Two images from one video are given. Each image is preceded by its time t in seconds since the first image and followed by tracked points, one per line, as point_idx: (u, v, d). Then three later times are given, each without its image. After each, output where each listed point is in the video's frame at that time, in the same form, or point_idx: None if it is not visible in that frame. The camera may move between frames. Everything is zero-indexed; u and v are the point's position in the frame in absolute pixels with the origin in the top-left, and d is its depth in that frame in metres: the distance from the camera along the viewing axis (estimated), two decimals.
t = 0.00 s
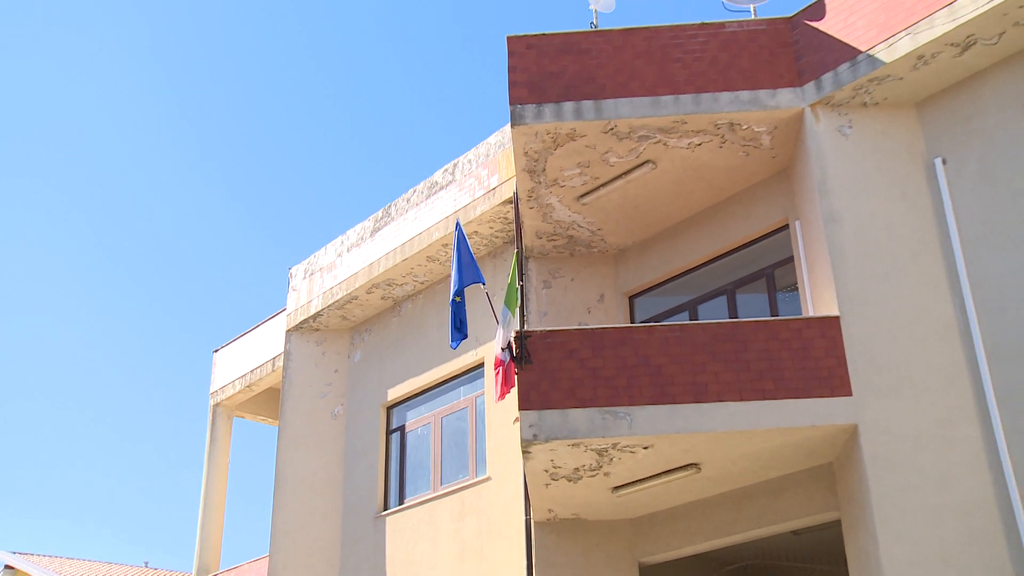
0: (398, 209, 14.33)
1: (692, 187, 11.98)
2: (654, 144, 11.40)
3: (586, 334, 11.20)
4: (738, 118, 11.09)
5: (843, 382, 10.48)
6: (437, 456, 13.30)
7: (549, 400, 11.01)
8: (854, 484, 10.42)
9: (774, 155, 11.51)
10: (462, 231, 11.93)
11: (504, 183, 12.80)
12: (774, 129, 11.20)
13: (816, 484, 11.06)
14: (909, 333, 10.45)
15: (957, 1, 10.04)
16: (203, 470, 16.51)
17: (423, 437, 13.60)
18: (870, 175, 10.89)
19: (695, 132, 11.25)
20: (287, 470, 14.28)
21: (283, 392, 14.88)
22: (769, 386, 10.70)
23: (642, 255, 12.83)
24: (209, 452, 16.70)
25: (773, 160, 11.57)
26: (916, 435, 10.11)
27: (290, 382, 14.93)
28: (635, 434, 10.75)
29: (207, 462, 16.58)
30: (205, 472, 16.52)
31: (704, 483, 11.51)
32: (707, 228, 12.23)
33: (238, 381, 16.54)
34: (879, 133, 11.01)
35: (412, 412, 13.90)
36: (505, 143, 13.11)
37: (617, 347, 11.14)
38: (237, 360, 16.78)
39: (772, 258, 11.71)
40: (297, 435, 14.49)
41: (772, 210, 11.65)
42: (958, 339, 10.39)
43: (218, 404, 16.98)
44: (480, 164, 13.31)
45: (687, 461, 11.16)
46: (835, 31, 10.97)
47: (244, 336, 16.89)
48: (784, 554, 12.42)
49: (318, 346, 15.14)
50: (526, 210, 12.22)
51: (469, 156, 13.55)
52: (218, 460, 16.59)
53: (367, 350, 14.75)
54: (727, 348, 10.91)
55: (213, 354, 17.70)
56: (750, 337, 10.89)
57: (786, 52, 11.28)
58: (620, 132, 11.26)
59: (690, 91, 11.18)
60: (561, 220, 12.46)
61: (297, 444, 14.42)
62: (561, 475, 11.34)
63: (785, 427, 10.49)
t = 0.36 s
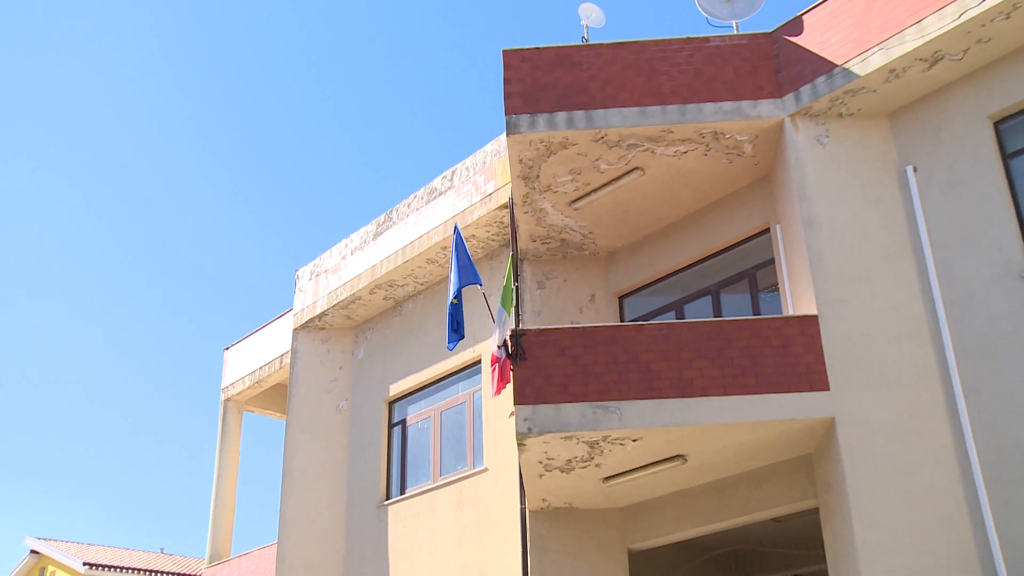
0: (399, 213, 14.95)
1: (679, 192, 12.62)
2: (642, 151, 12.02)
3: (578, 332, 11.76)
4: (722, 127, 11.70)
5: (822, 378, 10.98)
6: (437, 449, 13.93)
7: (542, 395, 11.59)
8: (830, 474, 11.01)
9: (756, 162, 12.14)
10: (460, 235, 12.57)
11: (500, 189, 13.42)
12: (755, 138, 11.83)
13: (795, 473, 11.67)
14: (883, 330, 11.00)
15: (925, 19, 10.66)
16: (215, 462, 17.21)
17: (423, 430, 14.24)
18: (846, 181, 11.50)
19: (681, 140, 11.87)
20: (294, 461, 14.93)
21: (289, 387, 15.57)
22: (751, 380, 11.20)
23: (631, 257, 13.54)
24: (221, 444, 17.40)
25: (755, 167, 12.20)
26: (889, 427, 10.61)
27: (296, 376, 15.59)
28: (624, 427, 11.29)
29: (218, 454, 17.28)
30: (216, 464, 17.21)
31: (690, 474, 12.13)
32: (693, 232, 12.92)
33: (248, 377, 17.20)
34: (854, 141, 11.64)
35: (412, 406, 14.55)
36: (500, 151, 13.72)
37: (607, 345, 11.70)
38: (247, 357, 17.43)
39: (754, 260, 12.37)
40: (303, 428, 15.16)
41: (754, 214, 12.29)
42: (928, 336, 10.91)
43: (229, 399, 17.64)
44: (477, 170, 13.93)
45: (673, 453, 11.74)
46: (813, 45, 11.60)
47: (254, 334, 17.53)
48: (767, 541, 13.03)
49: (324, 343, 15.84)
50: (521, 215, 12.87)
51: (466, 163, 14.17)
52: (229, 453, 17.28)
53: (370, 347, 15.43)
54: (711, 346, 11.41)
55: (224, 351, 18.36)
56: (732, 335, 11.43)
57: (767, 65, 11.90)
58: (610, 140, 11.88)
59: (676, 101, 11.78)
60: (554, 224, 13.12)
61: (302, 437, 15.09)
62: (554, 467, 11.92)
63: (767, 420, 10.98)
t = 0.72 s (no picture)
0: (403, 216, 15.61)
1: (670, 195, 13.28)
2: (635, 157, 12.66)
3: (575, 328, 12.32)
4: (710, 134, 12.34)
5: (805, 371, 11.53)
6: (439, 440, 14.58)
7: (540, 387, 12.10)
8: (812, 463, 11.63)
9: (742, 167, 12.80)
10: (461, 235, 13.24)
11: (500, 193, 14.06)
12: (741, 145, 12.48)
13: (779, 463, 12.29)
14: (862, 327, 11.62)
15: (900, 33, 11.29)
16: (229, 452, 17.91)
17: (426, 422, 14.91)
18: (827, 186, 12.13)
19: (671, 147, 12.51)
20: (305, 452, 15.65)
21: (299, 381, 16.30)
22: (738, 374, 11.78)
23: (624, 257, 14.25)
24: (235, 436, 18.10)
25: (741, 172, 12.85)
26: (868, 421, 11.20)
27: (305, 371, 16.34)
28: (618, 419, 11.83)
29: (232, 445, 17.98)
30: (230, 455, 17.91)
31: (681, 464, 12.75)
32: (683, 233, 13.60)
33: (260, 371, 17.88)
34: (834, 148, 12.29)
35: (416, 400, 15.24)
36: (500, 157, 14.36)
37: (602, 341, 12.23)
38: (259, 352, 18.11)
39: (741, 261, 13.03)
40: (312, 420, 15.89)
41: (741, 217, 12.95)
42: (904, 333, 11.55)
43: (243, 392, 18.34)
44: (477, 175, 14.58)
45: (663, 444, 12.33)
46: (796, 58, 12.26)
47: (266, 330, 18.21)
48: (755, 528, 13.66)
49: (332, 340, 16.56)
50: (519, 217, 13.54)
51: (468, 169, 14.81)
52: (242, 444, 17.98)
53: (376, 343, 16.13)
54: (701, 342, 11.97)
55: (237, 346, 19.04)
56: (720, 330, 11.98)
57: (752, 76, 12.56)
58: (604, 146, 12.51)
59: (666, 110, 12.42)
60: (551, 226, 13.80)
61: (312, 428, 15.82)
62: (551, 457, 12.52)
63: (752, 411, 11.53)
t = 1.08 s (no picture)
0: (407, 219, 16.28)
1: (661, 199, 13.94)
2: (628, 163, 13.31)
3: (571, 326, 12.93)
4: (700, 141, 12.97)
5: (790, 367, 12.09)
6: (442, 433, 15.26)
7: (538, 382, 12.73)
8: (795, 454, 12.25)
9: (730, 173, 13.46)
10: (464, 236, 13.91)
11: (499, 198, 14.72)
12: (729, 152, 13.13)
13: (764, 454, 12.92)
14: (844, 325, 12.23)
15: (877, 47, 11.94)
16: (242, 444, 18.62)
17: (429, 416, 15.59)
18: (810, 190, 12.78)
19: (663, 153, 13.16)
20: (315, 443, 16.37)
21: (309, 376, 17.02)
22: (727, 370, 12.34)
23: (617, 259, 14.97)
24: (248, 429, 18.81)
25: (729, 177, 13.51)
26: (849, 414, 11.76)
27: (315, 366, 17.06)
28: (612, 412, 12.42)
29: (245, 438, 18.69)
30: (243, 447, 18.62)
31: (672, 455, 13.39)
32: (673, 235, 14.29)
33: (272, 367, 18.57)
34: (816, 155, 12.95)
35: (420, 394, 15.93)
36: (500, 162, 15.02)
37: (597, 338, 12.83)
38: (271, 349, 18.80)
39: (728, 262, 13.69)
40: (321, 413, 16.59)
41: (730, 220, 13.60)
42: (882, 331, 12.18)
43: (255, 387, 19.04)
44: (478, 180, 15.25)
45: (654, 436, 12.96)
46: (780, 69, 12.93)
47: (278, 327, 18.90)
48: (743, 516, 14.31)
49: (340, 337, 17.28)
50: (518, 221, 14.22)
51: (469, 174, 15.48)
52: (255, 436, 18.68)
53: (382, 340, 16.84)
54: (690, 339, 12.58)
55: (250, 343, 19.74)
56: (708, 328, 12.59)
57: (739, 87, 13.23)
58: (599, 153, 13.15)
59: (658, 118, 13.06)
60: (548, 228, 14.49)
61: (321, 421, 16.53)
62: (549, 449, 13.14)
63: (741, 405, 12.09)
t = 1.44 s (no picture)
0: (411, 223, 16.98)
1: (652, 203, 14.64)
2: (621, 169, 13.99)
3: (567, 324, 13.60)
4: (689, 149, 13.66)
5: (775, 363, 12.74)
6: (444, 426, 15.96)
7: (535, 378, 13.39)
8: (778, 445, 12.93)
9: (718, 179, 14.15)
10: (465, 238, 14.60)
11: (499, 202, 15.41)
12: (716, 159, 13.83)
13: (750, 446, 13.60)
14: (825, 323, 12.91)
15: (856, 61, 12.63)
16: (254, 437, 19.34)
17: (431, 410, 16.30)
18: (794, 195, 13.46)
19: (654, 160, 13.84)
20: (323, 436, 17.09)
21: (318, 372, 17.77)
22: (715, 366, 13.00)
23: (611, 261, 15.70)
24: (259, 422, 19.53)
25: (717, 182, 14.20)
26: (830, 407, 12.42)
27: (323, 363, 17.80)
28: (606, 406, 13.06)
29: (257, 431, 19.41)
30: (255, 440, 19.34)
31: (662, 447, 14.08)
32: (664, 238, 15.00)
33: (282, 363, 19.29)
34: (799, 162, 13.65)
35: (423, 389, 16.65)
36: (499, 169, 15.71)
37: (592, 335, 13.53)
38: (282, 346, 19.52)
39: (716, 263, 14.39)
40: (328, 407, 17.32)
41: (718, 224, 14.30)
42: (861, 328, 12.86)
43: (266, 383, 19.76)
44: (479, 186, 15.95)
45: (646, 430, 13.63)
46: (765, 81, 13.63)
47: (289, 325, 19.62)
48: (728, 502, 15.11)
49: (347, 335, 18.02)
50: (517, 224, 14.93)
51: (470, 180, 16.17)
52: (266, 430, 19.40)
53: (387, 338, 17.57)
54: (679, 337, 13.24)
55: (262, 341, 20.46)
56: (697, 326, 13.24)
57: (726, 97, 13.93)
58: (593, 159, 13.83)
59: (649, 127, 13.74)
60: (545, 231, 15.20)
61: (328, 414, 17.26)
62: (546, 441, 13.80)
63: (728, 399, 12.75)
